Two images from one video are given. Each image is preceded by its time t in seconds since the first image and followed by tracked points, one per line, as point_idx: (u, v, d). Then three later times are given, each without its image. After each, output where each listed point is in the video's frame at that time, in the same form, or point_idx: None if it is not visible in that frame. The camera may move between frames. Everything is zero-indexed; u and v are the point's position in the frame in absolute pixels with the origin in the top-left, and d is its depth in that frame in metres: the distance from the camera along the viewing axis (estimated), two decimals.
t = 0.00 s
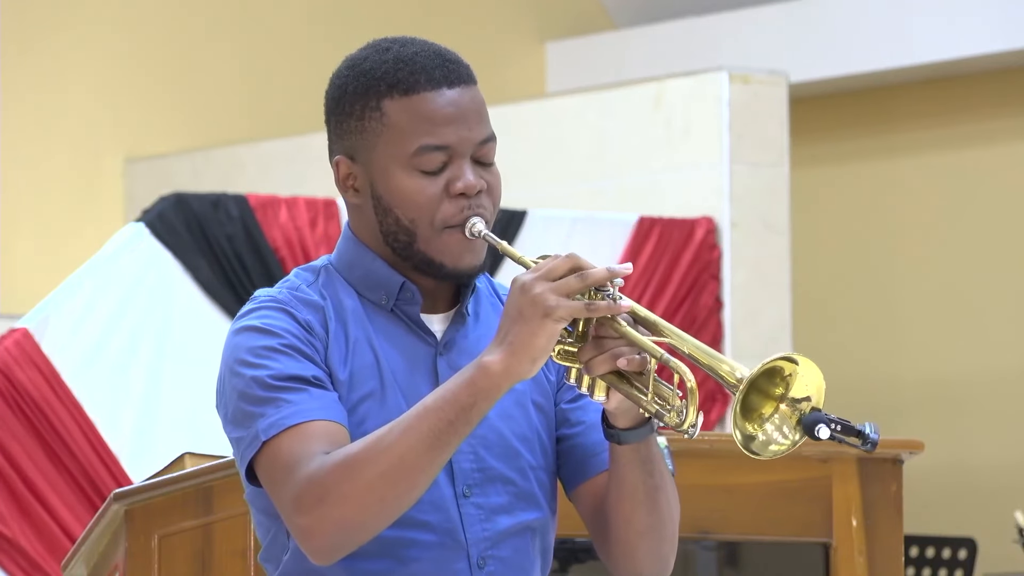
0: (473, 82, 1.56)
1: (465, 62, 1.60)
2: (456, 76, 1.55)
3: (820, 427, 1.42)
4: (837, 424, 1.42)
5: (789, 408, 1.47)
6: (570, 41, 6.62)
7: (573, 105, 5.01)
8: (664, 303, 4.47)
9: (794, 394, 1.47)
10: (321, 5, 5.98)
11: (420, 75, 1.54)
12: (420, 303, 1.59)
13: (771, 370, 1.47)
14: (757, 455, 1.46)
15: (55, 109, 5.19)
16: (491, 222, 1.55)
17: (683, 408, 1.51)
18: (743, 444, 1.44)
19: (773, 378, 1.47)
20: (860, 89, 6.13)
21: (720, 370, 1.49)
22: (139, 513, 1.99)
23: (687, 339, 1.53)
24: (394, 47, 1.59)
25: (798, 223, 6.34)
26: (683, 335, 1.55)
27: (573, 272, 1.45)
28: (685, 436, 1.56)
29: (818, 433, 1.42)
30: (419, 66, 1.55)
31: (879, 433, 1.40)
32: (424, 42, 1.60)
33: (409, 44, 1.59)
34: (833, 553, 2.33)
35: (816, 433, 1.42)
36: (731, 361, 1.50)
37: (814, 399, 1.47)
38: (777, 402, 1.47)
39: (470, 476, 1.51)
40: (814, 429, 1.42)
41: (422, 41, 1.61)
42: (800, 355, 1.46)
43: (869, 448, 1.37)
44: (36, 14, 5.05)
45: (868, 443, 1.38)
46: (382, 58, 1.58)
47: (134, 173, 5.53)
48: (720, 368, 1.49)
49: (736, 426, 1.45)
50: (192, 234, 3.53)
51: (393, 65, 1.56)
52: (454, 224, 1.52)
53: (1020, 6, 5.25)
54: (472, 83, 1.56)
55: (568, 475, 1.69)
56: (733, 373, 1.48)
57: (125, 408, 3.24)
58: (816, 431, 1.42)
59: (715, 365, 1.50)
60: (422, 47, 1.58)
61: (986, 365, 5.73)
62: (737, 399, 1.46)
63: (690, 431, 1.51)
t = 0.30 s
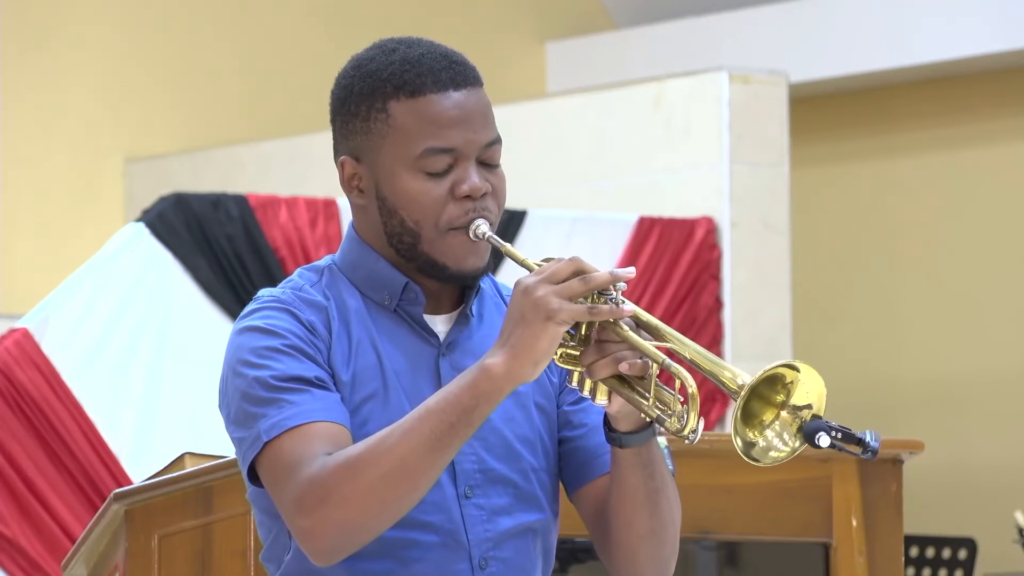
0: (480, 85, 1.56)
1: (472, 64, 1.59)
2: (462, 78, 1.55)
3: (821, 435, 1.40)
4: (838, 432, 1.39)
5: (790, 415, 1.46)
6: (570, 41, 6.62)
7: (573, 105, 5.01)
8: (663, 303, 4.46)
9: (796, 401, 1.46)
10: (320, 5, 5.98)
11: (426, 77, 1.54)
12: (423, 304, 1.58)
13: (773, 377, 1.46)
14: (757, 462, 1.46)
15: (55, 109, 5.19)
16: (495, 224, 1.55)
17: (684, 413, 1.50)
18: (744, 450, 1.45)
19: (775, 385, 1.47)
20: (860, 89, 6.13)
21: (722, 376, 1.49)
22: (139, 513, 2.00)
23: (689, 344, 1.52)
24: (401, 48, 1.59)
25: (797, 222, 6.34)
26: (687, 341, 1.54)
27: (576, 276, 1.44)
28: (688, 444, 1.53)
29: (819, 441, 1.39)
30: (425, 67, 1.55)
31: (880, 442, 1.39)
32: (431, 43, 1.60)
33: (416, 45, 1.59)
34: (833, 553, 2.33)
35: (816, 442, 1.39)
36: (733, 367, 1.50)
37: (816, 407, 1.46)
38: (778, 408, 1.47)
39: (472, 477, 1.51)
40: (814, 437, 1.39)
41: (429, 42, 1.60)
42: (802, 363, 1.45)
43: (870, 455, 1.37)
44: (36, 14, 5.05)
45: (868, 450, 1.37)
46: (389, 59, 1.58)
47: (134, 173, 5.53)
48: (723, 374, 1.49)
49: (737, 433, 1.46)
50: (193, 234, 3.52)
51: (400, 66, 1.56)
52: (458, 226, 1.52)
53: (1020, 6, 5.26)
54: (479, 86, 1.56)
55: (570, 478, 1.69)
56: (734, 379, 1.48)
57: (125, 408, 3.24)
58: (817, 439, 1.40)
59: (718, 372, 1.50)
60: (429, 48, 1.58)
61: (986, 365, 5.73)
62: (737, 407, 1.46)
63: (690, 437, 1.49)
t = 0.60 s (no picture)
0: (478, 85, 1.56)
1: (470, 64, 1.59)
2: (460, 78, 1.55)
3: (817, 435, 1.40)
4: (834, 432, 1.38)
5: (786, 416, 1.46)
6: (570, 41, 6.62)
7: (573, 105, 5.01)
8: (664, 303, 4.46)
9: (792, 402, 1.46)
10: (320, 6, 5.97)
11: (424, 77, 1.54)
12: (422, 303, 1.58)
13: (769, 378, 1.46)
14: (753, 462, 1.46)
15: (55, 109, 5.19)
16: (495, 224, 1.55)
17: (681, 413, 1.49)
18: (739, 451, 1.45)
19: (770, 386, 1.47)
20: (860, 89, 6.13)
21: (716, 375, 1.48)
22: (139, 513, 2.00)
23: (686, 345, 1.52)
24: (398, 49, 1.59)
25: (797, 223, 6.34)
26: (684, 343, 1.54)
27: (573, 277, 1.44)
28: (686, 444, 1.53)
29: (815, 441, 1.39)
30: (424, 68, 1.55)
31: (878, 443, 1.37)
32: (429, 43, 1.60)
33: (414, 45, 1.59)
34: (833, 553, 2.33)
35: (812, 443, 1.39)
36: (729, 367, 1.49)
37: (812, 408, 1.46)
38: (775, 409, 1.47)
39: (471, 477, 1.51)
40: (810, 437, 1.39)
41: (427, 42, 1.60)
42: (797, 364, 1.45)
43: (866, 456, 1.34)
44: (37, 14, 5.05)
45: (865, 451, 1.34)
46: (387, 59, 1.58)
47: (134, 173, 5.53)
48: (717, 374, 1.48)
49: (733, 434, 1.46)
50: (193, 234, 3.53)
51: (398, 66, 1.56)
52: (457, 226, 1.52)
53: (1020, 6, 5.26)
54: (477, 86, 1.56)
55: (570, 478, 1.69)
56: (730, 379, 1.47)
57: (124, 408, 3.24)
58: (813, 440, 1.40)
59: (712, 371, 1.49)
60: (427, 49, 1.58)
61: (986, 365, 5.73)
62: (735, 405, 1.45)
63: (686, 437, 1.49)
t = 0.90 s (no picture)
0: (475, 85, 1.56)
1: (466, 64, 1.59)
2: (457, 78, 1.55)
3: (809, 436, 1.39)
4: (828, 433, 1.39)
5: (781, 417, 1.46)
6: (570, 41, 6.62)
7: (573, 105, 5.01)
8: (663, 303, 4.46)
9: (787, 402, 1.46)
10: (320, 5, 5.97)
11: (421, 78, 1.54)
12: (420, 303, 1.58)
13: (763, 378, 1.46)
14: (747, 463, 1.46)
15: (54, 109, 5.19)
16: (492, 224, 1.55)
17: (676, 413, 1.49)
18: (733, 450, 1.44)
19: (765, 387, 1.47)
20: (860, 89, 6.13)
21: (710, 375, 1.48)
22: (139, 513, 2.00)
23: (681, 345, 1.52)
24: (395, 49, 1.59)
25: (798, 223, 6.34)
26: (678, 342, 1.54)
27: (569, 277, 1.44)
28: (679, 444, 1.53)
29: (806, 441, 1.39)
30: (420, 68, 1.55)
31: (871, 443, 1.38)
32: (426, 43, 1.60)
33: (411, 46, 1.59)
34: (833, 553, 2.33)
35: (805, 443, 1.39)
36: (721, 367, 1.49)
37: (806, 408, 1.46)
38: (769, 410, 1.47)
39: (469, 477, 1.51)
40: (802, 437, 1.39)
41: (423, 43, 1.60)
42: (791, 364, 1.45)
43: (860, 457, 1.35)
44: (36, 14, 5.05)
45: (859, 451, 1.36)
46: (383, 60, 1.58)
47: (134, 173, 5.53)
48: (712, 374, 1.49)
49: (727, 434, 1.45)
50: (192, 234, 3.53)
51: (394, 67, 1.56)
52: (454, 226, 1.52)
53: (1020, 6, 5.25)
54: (474, 86, 1.56)
55: (569, 478, 1.69)
56: (724, 379, 1.47)
57: (124, 409, 3.24)
58: (805, 440, 1.40)
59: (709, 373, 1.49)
60: (423, 49, 1.58)
61: (986, 365, 5.73)
62: (729, 405, 1.45)
63: (680, 438, 1.49)
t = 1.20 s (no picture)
0: (472, 85, 1.56)
1: (464, 64, 1.59)
2: (454, 79, 1.55)
3: (798, 441, 1.40)
4: (818, 437, 1.40)
5: (772, 421, 1.47)
6: (570, 41, 6.62)
7: (573, 105, 5.01)
8: (664, 304, 4.46)
9: (778, 407, 1.47)
10: (320, 5, 5.97)
11: (418, 79, 1.54)
12: (418, 304, 1.58)
13: (754, 382, 1.47)
14: (736, 467, 1.46)
15: (55, 109, 5.19)
16: (489, 226, 1.55)
17: (668, 416, 1.50)
18: (722, 454, 1.45)
19: (757, 391, 1.48)
20: (861, 89, 6.12)
21: (702, 378, 1.49)
22: (139, 514, 2.00)
23: (674, 348, 1.51)
24: (393, 49, 1.59)
25: (798, 222, 6.33)
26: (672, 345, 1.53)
27: (562, 278, 1.44)
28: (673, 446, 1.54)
29: (795, 447, 1.40)
30: (417, 69, 1.55)
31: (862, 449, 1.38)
32: (424, 44, 1.60)
33: (408, 46, 1.59)
34: (833, 553, 2.33)
35: (793, 448, 1.40)
36: (712, 369, 1.50)
37: (798, 413, 1.47)
38: (760, 414, 1.48)
39: (467, 478, 1.51)
40: (790, 443, 1.40)
41: (422, 43, 1.61)
42: (782, 368, 1.45)
43: (850, 461, 1.35)
44: (37, 15, 5.05)
45: (849, 456, 1.36)
46: (381, 60, 1.58)
47: (134, 173, 5.53)
48: (703, 377, 1.49)
49: (717, 438, 1.46)
50: (192, 234, 3.53)
51: (392, 68, 1.56)
52: (451, 227, 1.52)
53: (1020, 6, 5.26)
54: (471, 86, 1.56)
55: (568, 478, 1.69)
56: (714, 382, 1.47)
57: (124, 409, 3.24)
58: (793, 446, 1.40)
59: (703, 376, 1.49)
60: (421, 49, 1.58)
61: (986, 365, 5.73)
62: (719, 408, 1.45)
63: (671, 442, 1.51)
